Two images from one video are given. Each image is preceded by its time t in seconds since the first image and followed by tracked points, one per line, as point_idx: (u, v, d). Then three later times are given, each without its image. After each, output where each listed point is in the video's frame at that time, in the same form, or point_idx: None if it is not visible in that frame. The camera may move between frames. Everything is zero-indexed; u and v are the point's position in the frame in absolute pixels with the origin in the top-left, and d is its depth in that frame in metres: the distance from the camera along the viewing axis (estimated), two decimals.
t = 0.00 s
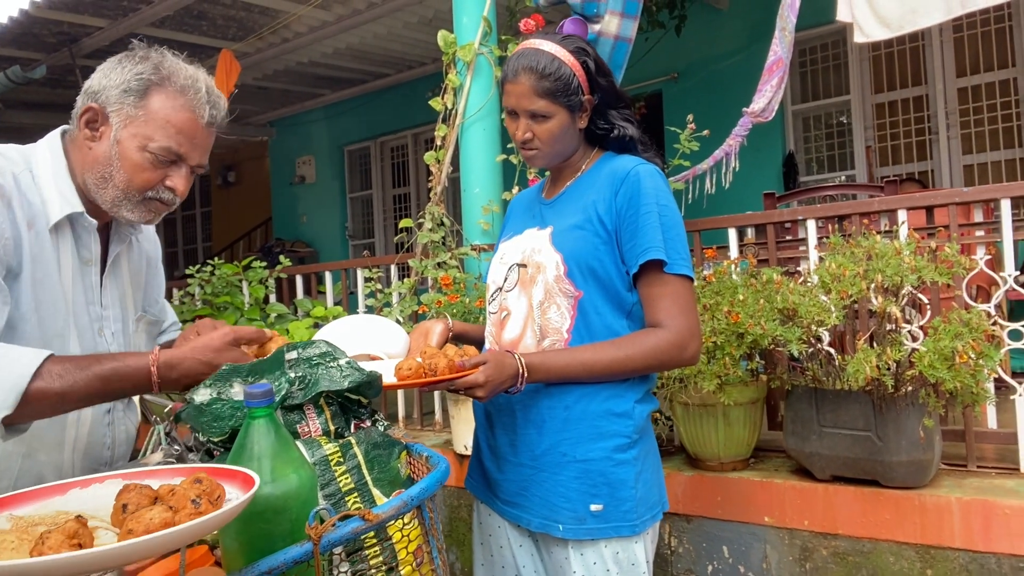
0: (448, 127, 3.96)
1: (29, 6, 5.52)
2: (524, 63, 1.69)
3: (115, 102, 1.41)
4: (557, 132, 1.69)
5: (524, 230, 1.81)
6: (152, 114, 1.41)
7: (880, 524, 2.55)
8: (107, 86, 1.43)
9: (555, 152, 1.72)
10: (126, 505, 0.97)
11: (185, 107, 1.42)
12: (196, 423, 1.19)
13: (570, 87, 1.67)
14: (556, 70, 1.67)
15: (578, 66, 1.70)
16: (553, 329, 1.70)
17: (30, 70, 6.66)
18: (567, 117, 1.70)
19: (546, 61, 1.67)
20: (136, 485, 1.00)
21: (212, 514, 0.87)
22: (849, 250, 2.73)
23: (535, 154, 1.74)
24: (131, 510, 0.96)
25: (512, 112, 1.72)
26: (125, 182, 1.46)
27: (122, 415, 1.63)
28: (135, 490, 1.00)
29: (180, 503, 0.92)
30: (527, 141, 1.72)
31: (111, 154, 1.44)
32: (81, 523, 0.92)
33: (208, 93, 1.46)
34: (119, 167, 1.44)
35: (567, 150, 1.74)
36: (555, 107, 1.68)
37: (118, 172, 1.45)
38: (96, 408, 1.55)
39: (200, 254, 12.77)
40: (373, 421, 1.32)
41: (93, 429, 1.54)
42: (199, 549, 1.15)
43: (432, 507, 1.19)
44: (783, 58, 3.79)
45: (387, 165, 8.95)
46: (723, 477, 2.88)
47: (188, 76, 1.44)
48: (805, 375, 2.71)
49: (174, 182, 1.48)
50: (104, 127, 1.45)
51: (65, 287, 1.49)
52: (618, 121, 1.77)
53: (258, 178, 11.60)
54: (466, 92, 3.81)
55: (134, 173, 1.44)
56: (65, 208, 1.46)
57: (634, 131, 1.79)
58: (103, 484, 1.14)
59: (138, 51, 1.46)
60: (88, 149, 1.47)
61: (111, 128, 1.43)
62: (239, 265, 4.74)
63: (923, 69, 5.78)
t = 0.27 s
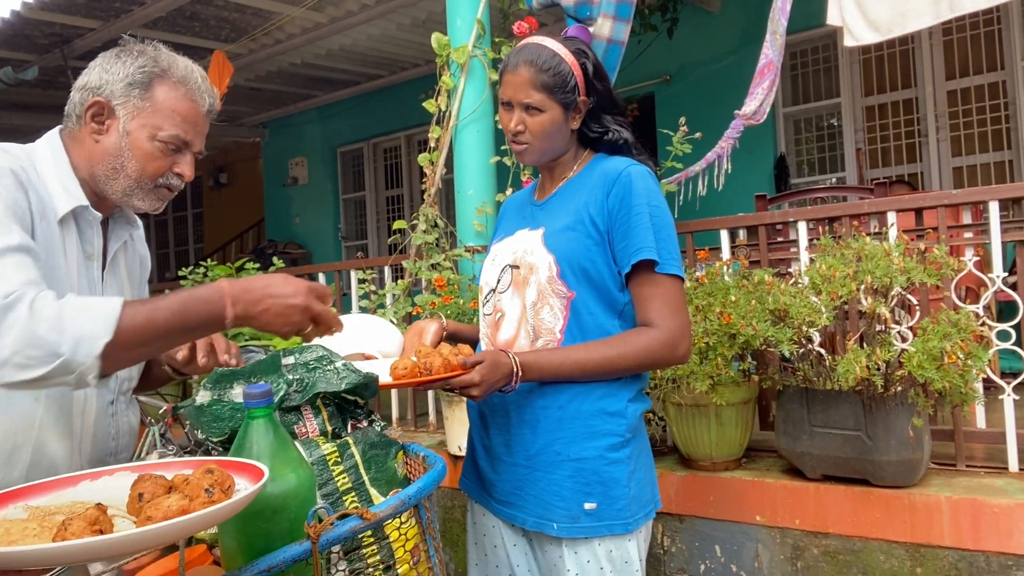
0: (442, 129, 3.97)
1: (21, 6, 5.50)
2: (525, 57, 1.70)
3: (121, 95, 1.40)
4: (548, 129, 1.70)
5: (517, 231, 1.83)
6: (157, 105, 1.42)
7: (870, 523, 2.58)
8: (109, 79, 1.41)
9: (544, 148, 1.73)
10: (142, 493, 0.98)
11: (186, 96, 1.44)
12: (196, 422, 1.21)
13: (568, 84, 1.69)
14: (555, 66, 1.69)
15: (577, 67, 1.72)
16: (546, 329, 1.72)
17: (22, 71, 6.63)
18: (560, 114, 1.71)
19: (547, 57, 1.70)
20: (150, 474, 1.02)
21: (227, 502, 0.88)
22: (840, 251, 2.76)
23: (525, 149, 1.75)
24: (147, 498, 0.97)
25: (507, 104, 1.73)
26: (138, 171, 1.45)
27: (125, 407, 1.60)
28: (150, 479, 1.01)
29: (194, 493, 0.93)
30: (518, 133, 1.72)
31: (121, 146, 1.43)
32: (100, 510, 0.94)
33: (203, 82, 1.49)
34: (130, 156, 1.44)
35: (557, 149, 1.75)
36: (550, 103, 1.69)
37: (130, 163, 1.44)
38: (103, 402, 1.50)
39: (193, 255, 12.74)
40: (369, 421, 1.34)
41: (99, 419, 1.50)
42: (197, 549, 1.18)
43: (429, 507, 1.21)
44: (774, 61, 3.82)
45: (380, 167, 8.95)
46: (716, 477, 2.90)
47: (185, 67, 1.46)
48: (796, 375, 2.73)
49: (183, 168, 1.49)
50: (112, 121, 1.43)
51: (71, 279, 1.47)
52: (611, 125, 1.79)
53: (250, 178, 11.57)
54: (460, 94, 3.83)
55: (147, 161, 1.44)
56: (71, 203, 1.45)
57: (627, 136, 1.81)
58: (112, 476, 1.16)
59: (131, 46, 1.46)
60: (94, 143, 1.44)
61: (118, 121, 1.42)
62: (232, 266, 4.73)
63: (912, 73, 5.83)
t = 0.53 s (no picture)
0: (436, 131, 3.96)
1: (14, 6, 5.48)
2: (512, 58, 1.71)
3: (122, 95, 1.40)
4: (540, 127, 1.70)
5: (511, 233, 1.83)
6: (158, 105, 1.42)
7: (864, 524, 2.59)
8: (111, 81, 1.41)
9: (538, 148, 1.73)
10: (139, 493, 0.98)
11: (185, 97, 1.45)
12: (190, 426, 1.20)
13: (556, 82, 1.69)
14: (542, 65, 1.69)
15: (565, 65, 1.72)
16: (540, 332, 1.71)
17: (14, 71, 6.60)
18: (552, 113, 1.71)
19: (532, 56, 1.70)
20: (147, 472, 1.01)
21: (224, 501, 0.87)
22: (833, 254, 2.76)
23: (518, 151, 1.75)
24: (143, 498, 0.97)
25: (498, 107, 1.73)
26: (141, 168, 1.44)
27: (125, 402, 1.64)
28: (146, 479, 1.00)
29: (190, 491, 0.92)
30: (510, 134, 1.73)
31: (123, 145, 1.42)
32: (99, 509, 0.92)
33: (200, 84, 1.50)
34: (132, 154, 1.43)
35: (551, 148, 1.75)
36: (540, 102, 1.69)
37: (132, 160, 1.43)
38: (109, 393, 1.55)
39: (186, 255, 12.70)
40: (364, 425, 1.33)
41: (105, 410, 1.54)
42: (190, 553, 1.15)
43: (424, 510, 1.21)
44: (768, 63, 3.83)
45: (374, 168, 8.93)
46: (709, 479, 2.90)
47: (182, 68, 1.46)
48: (790, 377, 2.73)
49: (183, 165, 1.49)
50: (115, 120, 1.42)
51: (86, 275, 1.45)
52: (603, 123, 1.80)
53: (244, 179, 11.54)
54: (454, 96, 3.82)
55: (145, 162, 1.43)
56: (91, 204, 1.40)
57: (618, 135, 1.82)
58: (105, 476, 1.15)
59: (130, 50, 1.47)
60: (95, 141, 1.43)
61: (120, 121, 1.42)
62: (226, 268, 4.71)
63: (905, 75, 5.85)
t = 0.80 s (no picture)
0: (433, 132, 3.95)
1: (8, 6, 5.45)
2: (498, 65, 1.71)
3: (134, 104, 1.40)
4: (535, 127, 1.70)
5: (508, 236, 1.82)
6: (169, 115, 1.42)
7: (860, 526, 2.59)
8: (123, 89, 1.41)
9: (535, 149, 1.72)
10: (121, 506, 0.97)
11: (195, 109, 1.46)
12: (185, 431, 1.19)
13: (544, 81, 1.69)
14: (528, 66, 1.69)
15: (551, 63, 1.72)
16: (537, 335, 1.71)
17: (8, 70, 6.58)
18: (544, 112, 1.70)
19: (518, 58, 1.70)
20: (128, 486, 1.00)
21: (208, 514, 0.87)
22: (830, 256, 2.77)
23: (517, 156, 1.74)
24: (125, 511, 0.96)
25: (491, 114, 1.73)
26: (151, 174, 1.44)
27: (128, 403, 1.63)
28: (128, 491, 1.00)
29: (174, 504, 0.92)
30: (505, 139, 1.72)
31: (134, 151, 1.42)
32: (79, 523, 0.91)
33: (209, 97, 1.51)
34: (143, 161, 1.42)
35: (547, 150, 1.74)
36: (531, 102, 1.68)
37: (142, 166, 1.43)
38: (118, 394, 1.55)
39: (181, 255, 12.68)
40: (360, 429, 1.32)
41: (115, 409, 1.53)
42: (183, 559, 1.13)
43: (420, 516, 1.20)
44: (765, 66, 3.83)
45: (370, 168, 8.91)
46: (706, 481, 2.90)
47: (192, 82, 1.48)
48: (787, 379, 2.73)
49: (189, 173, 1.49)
50: (127, 127, 1.41)
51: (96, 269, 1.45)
52: (594, 118, 1.79)
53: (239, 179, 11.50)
54: (451, 97, 3.81)
55: (149, 167, 1.43)
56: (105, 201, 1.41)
57: (611, 128, 1.81)
58: (89, 487, 1.14)
59: (141, 61, 1.47)
60: (106, 148, 1.42)
61: (132, 128, 1.41)
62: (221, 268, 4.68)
63: (901, 77, 5.85)
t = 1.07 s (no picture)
0: (430, 133, 3.95)
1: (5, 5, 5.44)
2: (493, 71, 1.70)
3: (130, 104, 1.39)
4: (529, 138, 1.69)
5: (505, 239, 1.81)
6: (165, 115, 1.42)
7: (857, 529, 2.58)
8: (118, 90, 1.40)
9: (528, 159, 1.72)
10: (98, 525, 0.95)
11: (190, 109, 1.45)
12: (180, 435, 1.18)
13: (539, 91, 1.68)
14: (524, 75, 1.67)
15: (547, 71, 1.70)
16: (535, 338, 1.70)
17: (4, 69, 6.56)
18: (539, 122, 1.70)
19: (514, 67, 1.68)
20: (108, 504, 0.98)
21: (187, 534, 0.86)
22: (828, 259, 2.77)
23: (511, 163, 1.75)
24: (103, 530, 0.94)
25: (486, 121, 1.72)
26: (147, 174, 1.43)
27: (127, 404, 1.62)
28: (106, 509, 0.97)
29: (152, 524, 0.90)
30: (500, 147, 1.72)
31: (130, 152, 1.41)
32: (51, 544, 0.90)
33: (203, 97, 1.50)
34: (140, 161, 1.42)
35: (542, 157, 1.74)
36: (525, 112, 1.68)
37: (138, 166, 1.42)
38: (118, 396, 1.54)
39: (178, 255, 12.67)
40: (357, 434, 1.31)
41: (115, 411, 1.52)
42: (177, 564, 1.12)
43: (417, 520, 1.19)
44: (763, 67, 3.82)
45: (367, 168, 8.89)
46: (704, 483, 2.90)
47: (187, 82, 1.47)
48: (784, 382, 2.72)
49: (186, 173, 1.49)
50: (123, 127, 1.41)
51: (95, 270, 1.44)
52: (590, 126, 1.78)
53: (237, 179, 11.49)
54: (449, 98, 3.81)
55: (144, 169, 1.42)
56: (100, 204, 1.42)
57: (607, 136, 1.80)
58: (74, 504, 1.12)
59: (135, 61, 1.46)
60: (102, 149, 1.41)
61: (128, 128, 1.40)
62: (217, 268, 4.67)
63: (898, 78, 5.86)
